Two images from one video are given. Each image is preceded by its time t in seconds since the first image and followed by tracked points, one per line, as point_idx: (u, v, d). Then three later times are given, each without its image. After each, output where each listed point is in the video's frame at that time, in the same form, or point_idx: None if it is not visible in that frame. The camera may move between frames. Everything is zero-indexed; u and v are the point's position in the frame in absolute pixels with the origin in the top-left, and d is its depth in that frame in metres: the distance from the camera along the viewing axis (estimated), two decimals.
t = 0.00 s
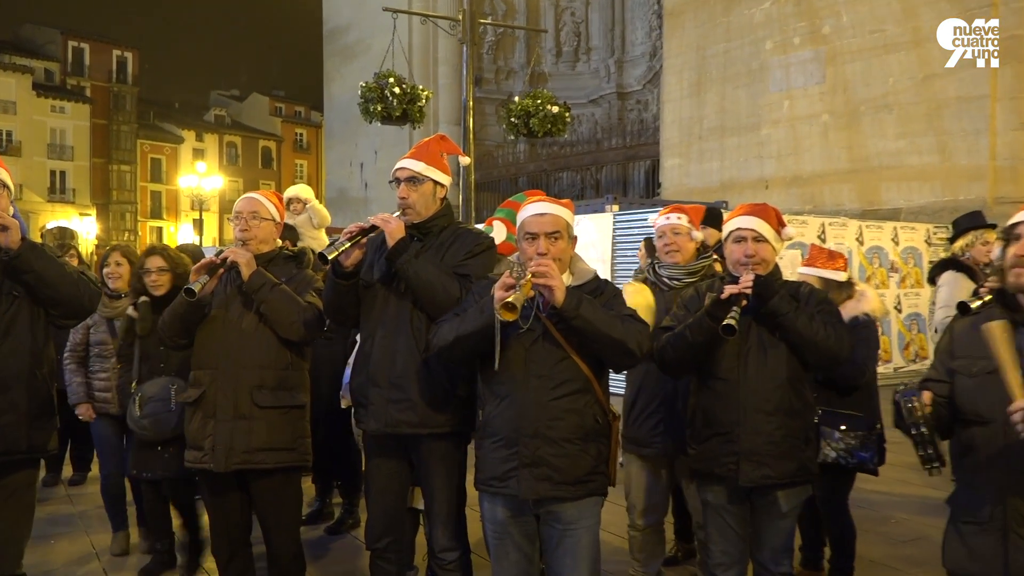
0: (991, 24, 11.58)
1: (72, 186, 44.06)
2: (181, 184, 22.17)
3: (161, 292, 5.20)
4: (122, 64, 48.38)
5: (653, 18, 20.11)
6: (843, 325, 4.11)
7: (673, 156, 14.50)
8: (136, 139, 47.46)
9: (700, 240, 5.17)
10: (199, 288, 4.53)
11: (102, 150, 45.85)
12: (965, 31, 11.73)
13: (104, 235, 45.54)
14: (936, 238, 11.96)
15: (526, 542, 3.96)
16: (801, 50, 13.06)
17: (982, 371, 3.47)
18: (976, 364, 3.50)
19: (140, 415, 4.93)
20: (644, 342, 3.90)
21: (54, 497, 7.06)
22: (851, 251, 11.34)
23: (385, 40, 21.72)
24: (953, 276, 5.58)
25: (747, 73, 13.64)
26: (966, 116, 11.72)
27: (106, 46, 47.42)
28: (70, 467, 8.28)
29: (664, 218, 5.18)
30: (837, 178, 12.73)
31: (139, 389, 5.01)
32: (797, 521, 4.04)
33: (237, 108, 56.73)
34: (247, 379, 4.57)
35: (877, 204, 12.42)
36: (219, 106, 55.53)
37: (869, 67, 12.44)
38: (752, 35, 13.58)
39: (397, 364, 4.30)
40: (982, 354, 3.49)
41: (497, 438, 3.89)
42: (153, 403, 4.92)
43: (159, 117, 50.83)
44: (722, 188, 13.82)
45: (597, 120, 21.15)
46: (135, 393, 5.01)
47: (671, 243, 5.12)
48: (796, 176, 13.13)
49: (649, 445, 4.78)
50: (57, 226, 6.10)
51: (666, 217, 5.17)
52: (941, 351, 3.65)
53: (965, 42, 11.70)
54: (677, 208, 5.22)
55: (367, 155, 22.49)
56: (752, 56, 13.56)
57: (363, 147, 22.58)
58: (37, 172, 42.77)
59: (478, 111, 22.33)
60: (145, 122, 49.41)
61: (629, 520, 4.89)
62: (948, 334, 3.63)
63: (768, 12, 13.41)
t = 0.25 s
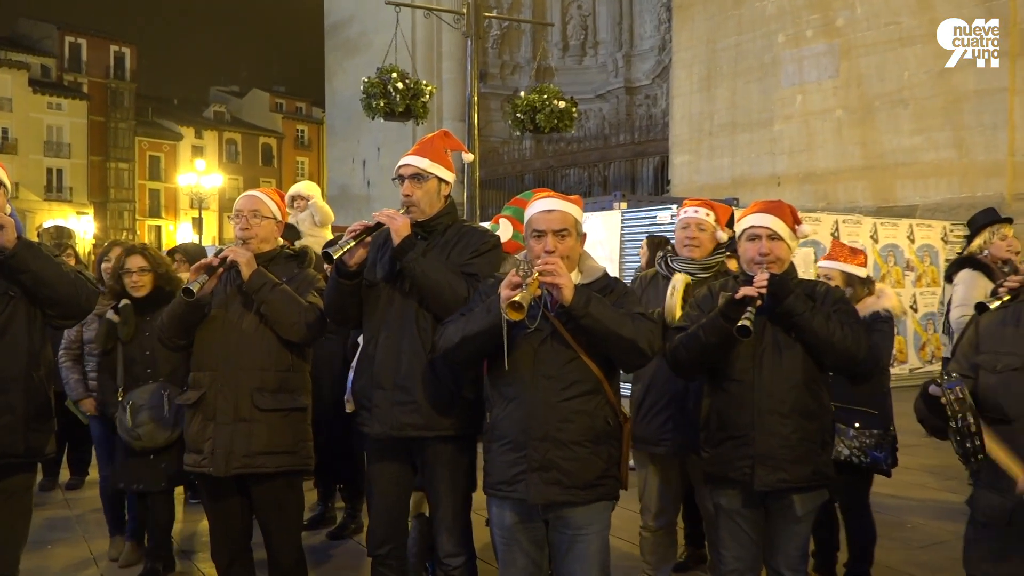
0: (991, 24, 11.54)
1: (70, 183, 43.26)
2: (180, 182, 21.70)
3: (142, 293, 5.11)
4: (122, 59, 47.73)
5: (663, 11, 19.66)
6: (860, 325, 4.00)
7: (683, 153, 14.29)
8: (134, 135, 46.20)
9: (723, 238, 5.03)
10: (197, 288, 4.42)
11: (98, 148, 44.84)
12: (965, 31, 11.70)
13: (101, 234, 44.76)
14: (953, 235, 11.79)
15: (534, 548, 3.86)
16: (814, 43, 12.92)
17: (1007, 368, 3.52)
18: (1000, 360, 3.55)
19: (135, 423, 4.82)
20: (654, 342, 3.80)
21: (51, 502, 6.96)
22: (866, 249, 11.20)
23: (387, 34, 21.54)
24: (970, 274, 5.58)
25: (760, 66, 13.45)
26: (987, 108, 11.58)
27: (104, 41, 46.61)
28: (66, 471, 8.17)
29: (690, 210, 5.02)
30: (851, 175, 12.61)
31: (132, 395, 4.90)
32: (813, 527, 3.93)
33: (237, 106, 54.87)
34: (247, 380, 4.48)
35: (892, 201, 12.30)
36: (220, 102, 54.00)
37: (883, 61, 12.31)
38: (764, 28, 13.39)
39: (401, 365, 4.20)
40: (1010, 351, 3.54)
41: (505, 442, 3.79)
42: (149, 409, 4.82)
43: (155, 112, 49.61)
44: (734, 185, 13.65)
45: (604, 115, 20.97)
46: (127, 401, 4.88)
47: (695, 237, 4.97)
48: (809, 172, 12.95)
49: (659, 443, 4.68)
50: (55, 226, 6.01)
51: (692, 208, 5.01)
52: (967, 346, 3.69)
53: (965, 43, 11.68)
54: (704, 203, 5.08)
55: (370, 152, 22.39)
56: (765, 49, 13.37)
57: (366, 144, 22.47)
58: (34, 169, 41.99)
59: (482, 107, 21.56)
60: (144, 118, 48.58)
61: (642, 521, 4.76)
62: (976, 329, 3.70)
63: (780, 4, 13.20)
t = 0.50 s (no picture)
0: (991, 24, 11.43)
1: (64, 182, 42.60)
2: (176, 180, 21.33)
3: (131, 294, 4.96)
4: (117, 56, 47.10)
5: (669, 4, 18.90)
6: (876, 326, 3.89)
7: (690, 149, 14.17)
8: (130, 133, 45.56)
9: (733, 241, 4.94)
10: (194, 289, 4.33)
11: (94, 144, 44.24)
12: (965, 31, 11.58)
13: (96, 233, 44.08)
14: (968, 234, 11.61)
15: (539, 553, 3.75)
16: (825, 37, 12.75)
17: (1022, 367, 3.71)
18: (1015, 359, 3.74)
19: (131, 428, 4.71)
20: (664, 343, 3.70)
21: (46, 506, 6.85)
22: (879, 248, 11.12)
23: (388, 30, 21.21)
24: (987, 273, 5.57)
25: (770, 61, 13.33)
26: (1001, 106, 11.38)
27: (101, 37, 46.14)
28: (61, 474, 8.05)
29: (699, 211, 4.98)
30: (865, 172, 12.45)
31: (127, 398, 4.80)
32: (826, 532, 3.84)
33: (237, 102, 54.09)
34: (246, 383, 4.38)
35: (905, 199, 12.15)
36: (219, 99, 53.42)
37: (896, 55, 12.13)
38: (774, 22, 13.26)
39: (404, 367, 4.09)
40: None
41: (512, 445, 3.70)
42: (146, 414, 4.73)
43: (152, 110, 48.92)
44: (743, 183, 13.55)
45: (611, 112, 19.85)
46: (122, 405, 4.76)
47: (705, 240, 4.87)
48: (820, 169, 12.85)
49: (665, 450, 4.59)
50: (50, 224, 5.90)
51: (700, 210, 4.97)
52: (982, 346, 3.90)
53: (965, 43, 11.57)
54: (714, 204, 5.02)
55: (371, 150, 22.00)
56: (775, 43, 13.24)
57: (367, 142, 22.11)
58: (28, 167, 41.28)
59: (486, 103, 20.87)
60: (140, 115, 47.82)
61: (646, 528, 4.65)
62: (991, 328, 3.87)
63: None
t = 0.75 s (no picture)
0: (990, 24, 11.46)
1: (58, 180, 41.94)
2: (172, 178, 21.07)
3: (113, 288, 4.94)
4: (111, 51, 46.06)
5: None
6: (895, 327, 3.78)
7: (699, 146, 13.85)
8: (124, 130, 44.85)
9: (737, 233, 4.81)
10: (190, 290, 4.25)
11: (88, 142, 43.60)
12: (965, 31, 11.59)
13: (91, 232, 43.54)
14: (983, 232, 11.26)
15: (544, 560, 3.65)
16: (836, 31, 12.51)
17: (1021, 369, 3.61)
18: (1013, 362, 3.64)
19: (138, 425, 4.62)
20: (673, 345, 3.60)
21: (40, 511, 6.76)
22: (891, 247, 10.85)
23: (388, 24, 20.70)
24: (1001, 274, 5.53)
25: (781, 55, 13.05)
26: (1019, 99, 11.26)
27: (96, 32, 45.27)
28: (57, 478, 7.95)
29: (701, 206, 4.85)
30: (876, 169, 12.25)
31: (124, 396, 4.68)
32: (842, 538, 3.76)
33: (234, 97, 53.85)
34: (243, 387, 4.28)
35: (919, 197, 11.96)
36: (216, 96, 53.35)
37: (909, 51, 11.94)
38: (784, 15, 12.99)
39: (405, 369, 3.98)
40: None
41: (518, 449, 3.59)
42: (147, 408, 4.67)
43: (149, 107, 48.43)
44: (753, 180, 13.26)
45: (616, 107, 19.62)
46: (122, 403, 4.64)
47: (707, 232, 4.78)
48: (831, 167, 12.64)
49: (671, 451, 4.48)
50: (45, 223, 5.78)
51: (703, 203, 4.84)
52: (979, 347, 3.79)
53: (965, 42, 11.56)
54: (716, 198, 4.90)
55: (373, 147, 21.39)
56: (786, 37, 12.95)
57: (367, 139, 21.50)
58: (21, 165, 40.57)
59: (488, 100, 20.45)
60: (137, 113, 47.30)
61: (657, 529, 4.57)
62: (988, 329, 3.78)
63: None
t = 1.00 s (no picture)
0: (990, 24, 11.03)
1: (49, 178, 41.71)
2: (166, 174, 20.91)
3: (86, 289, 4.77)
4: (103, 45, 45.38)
5: None
6: (916, 330, 3.86)
7: (707, 143, 13.34)
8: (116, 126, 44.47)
9: (742, 234, 4.70)
10: (183, 291, 4.14)
11: (80, 139, 43.25)
12: (965, 31, 11.16)
13: (84, 231, 43.25)
14: (999, 232, 10.52)
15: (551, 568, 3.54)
16: (848, 25, 12.01)
17: (1008, 376, 3.60)
18: (1000, 369, 3.63)
19: (130, 430, 4.58)
20: (683, 349, 3.47)
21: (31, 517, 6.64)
22: (905, 247, 9.96)
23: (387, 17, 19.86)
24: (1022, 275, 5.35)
25: (789, 50, 12.58)
26: None
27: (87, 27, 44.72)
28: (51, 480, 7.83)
29: (703, 208, 4.73)
30: (888, 166, 11.76)
31: (111, 402, 4.62)
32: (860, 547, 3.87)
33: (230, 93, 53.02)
34: (239, 391, 4.17)
35: (932, 195, 11.44)
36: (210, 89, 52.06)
37: (924, 45, 11.45)
38: (793, 8, 12.48)
39: (405, 375, 3.87)
40: (1011, 358, 3.62)
41: (525, 456, 3.49)
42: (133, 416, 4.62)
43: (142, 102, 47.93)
44: (762, 179, 12.80)
45: (622, 103, 19.34)
46: (110, 410, 4.58)
47: (711, 237, 4.66)
48: (843, 164, 12.12)
49: (683, 460, 4.42)
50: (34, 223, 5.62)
51: (705, 206, 4.73)
52: (964, 356, 3.79)
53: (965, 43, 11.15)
54: (718, 199, 4.77)
55: (372, 144, 20.69)
56: (794, 32, 12.49)
57: (366, 135, 20.82)
58: (11, 163, 40.25)
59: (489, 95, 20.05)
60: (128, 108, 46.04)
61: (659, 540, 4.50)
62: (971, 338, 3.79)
63: None
